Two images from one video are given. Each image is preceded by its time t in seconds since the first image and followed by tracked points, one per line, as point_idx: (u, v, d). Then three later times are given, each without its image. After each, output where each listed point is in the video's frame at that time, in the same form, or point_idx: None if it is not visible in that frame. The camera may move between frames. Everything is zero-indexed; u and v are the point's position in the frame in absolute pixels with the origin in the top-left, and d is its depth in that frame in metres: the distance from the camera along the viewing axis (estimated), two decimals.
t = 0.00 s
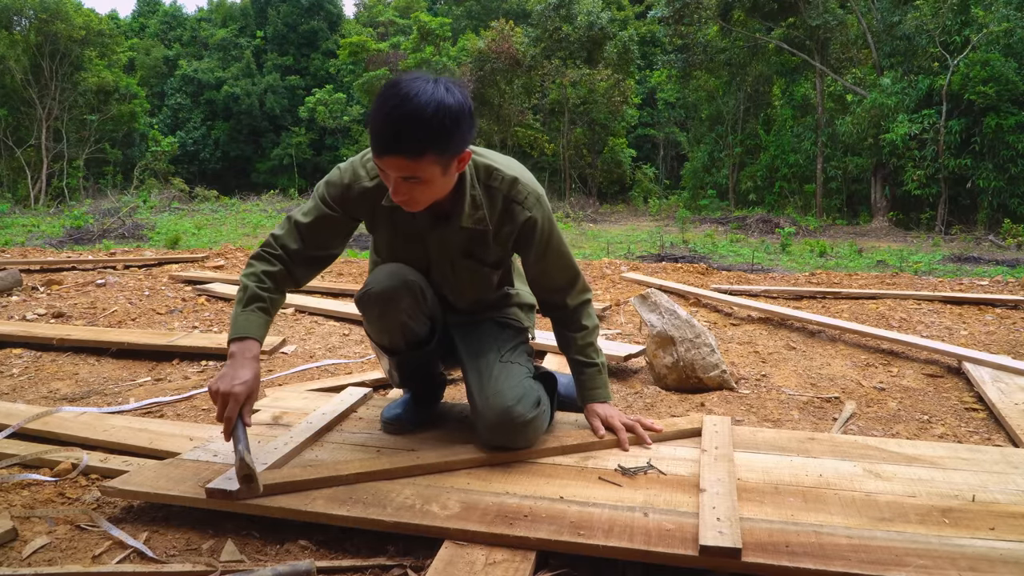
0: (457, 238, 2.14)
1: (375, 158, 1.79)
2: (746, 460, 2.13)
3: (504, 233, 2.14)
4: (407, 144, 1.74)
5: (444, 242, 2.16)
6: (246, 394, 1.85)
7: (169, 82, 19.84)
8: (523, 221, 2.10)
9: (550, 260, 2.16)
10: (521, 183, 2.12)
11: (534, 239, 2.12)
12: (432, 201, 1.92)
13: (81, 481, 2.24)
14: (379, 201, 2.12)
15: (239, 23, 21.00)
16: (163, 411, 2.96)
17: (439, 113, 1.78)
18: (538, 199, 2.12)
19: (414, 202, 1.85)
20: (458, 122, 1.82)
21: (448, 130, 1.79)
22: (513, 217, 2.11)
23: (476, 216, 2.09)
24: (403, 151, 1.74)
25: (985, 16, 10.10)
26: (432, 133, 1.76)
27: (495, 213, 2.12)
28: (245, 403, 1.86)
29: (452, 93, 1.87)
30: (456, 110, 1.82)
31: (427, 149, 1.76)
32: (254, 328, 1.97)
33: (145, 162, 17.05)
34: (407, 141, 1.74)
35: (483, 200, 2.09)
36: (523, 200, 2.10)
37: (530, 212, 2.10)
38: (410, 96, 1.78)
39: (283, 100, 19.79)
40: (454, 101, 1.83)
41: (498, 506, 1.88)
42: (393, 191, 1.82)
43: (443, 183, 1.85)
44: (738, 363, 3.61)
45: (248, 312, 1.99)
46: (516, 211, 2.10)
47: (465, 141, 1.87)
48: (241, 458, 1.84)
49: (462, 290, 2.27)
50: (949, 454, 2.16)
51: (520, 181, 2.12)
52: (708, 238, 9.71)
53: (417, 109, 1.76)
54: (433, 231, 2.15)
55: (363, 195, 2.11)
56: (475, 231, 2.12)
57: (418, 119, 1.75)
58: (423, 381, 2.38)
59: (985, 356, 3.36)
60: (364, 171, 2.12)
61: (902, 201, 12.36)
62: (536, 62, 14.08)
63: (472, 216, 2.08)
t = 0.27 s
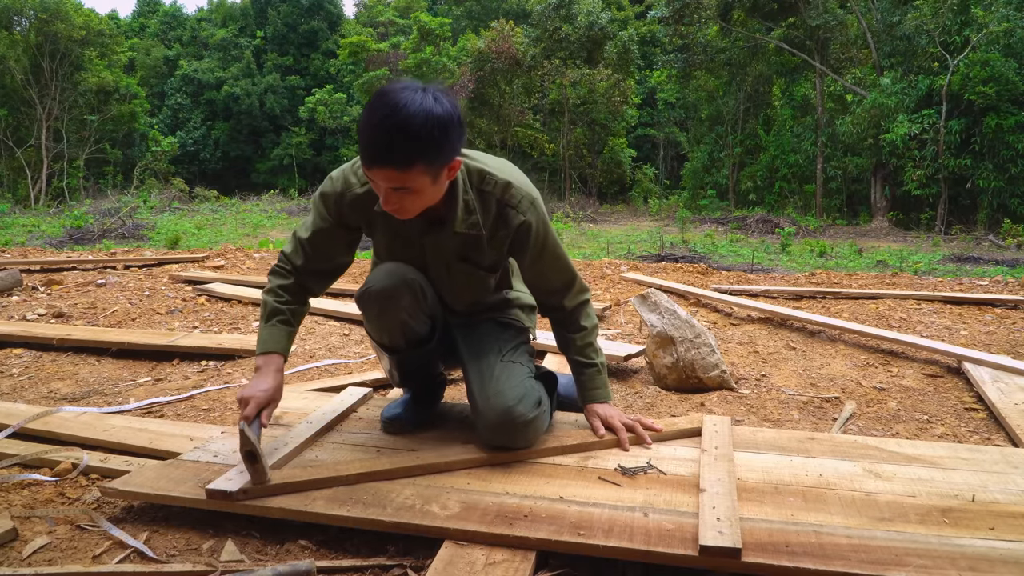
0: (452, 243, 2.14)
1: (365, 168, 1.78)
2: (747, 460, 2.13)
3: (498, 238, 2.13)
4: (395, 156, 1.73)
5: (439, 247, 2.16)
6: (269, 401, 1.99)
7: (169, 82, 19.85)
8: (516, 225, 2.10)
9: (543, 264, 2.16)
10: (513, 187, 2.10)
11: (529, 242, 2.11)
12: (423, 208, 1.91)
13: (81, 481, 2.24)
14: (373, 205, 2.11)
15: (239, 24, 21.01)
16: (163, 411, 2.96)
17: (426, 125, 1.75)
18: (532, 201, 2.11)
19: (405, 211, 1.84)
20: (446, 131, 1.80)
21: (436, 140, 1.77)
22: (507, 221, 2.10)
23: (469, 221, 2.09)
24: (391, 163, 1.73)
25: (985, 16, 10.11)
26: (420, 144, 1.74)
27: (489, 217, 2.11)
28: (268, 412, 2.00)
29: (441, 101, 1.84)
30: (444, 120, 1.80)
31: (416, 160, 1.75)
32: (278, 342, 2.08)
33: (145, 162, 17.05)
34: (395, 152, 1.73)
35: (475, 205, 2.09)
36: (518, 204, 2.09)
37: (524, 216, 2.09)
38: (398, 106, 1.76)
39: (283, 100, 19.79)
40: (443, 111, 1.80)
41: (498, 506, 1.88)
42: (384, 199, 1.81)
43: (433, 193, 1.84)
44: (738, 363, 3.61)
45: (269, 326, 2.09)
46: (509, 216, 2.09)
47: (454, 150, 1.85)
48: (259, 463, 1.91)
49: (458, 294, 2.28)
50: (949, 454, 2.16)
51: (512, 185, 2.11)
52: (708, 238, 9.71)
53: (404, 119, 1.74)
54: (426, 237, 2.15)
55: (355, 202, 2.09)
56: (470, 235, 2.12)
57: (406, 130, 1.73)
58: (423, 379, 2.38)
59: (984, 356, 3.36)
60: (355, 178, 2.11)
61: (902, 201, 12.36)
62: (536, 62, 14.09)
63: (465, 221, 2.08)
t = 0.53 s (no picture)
0: (447, 246, 2.15)
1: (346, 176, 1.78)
2: (747, 460, 2.13)
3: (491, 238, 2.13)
4: (373, 161, 1.73)
5: (435, 251, 2.17)
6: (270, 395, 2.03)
7: (169, 82, 19.85)
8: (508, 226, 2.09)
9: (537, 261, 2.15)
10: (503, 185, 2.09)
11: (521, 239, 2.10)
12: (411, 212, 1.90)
13: (81, 481, 2.24)
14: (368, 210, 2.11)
15: (239, 24, 21.02)
16: (163, 411, 2.96)
17: (402, 128, 1.75)
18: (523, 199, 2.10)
19: (389, 216, 1.84)
20: (424, 133, 1.79)
21: (415, 143, 1.77)
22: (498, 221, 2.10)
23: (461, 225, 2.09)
24: (370, 169, 1.73)
25: (985, 16, 10.11)
26: (397, 147, 1.74)
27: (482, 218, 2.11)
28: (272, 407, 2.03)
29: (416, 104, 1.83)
30: (420, 123, 1.79)
31: (394, 164, 1.74)
32: (281, 344, 2.11)
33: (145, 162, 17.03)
34: (373, 157, 1.72)
35: (466, 207, 2.09)
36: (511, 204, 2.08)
37: (517, 216, 2.08)
38: (373, 112, 1.76)
39: (283, 100, 19.80)
40: (418, 114, 1.80)
41: (498, 506, 1.88)
42: (369, 207, 1.81)
43: (417, 197, 1.83)
44: (738, 363, 3.61)
45: (272, 330, 2.12)
46: (501, 216, 2.09)
47: (435, 152, 1.84)
48: (258, 462, 1.91)
49: (455, 297, 2.28)
50: (949, 454, 2.16)
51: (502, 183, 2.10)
52: (708, 238, 9.71)
53: (379, 124, 1.74)
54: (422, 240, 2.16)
55: (349, 206, 2.10)
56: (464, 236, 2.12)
57: (382, 134, 1.73)
58: (423, 379, 2.38)
59: (985, 356, 3.36)
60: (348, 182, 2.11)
61: (902, 202, 12.36)
62: (536, 62, 14.11)
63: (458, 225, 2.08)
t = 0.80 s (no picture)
0: (427, 243, 2.09)
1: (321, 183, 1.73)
2: (747, 460, 2.13)
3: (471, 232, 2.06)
4: (346, 169, 1.67)
5: (415, 249, 2.11)
6: (269, 415, 2.04)
7: (169, 82, 19.85)
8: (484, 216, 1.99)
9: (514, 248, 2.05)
10: (480, 171, 2.02)
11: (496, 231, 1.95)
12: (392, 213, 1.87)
13: (81, 481, 2.24)
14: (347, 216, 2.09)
15: (239, 23, 21.04)
16: (163, 410, 2.96)
17: (372, 132, 1.68)
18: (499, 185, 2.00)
19: (372, 219, 1.81)
20: (396, 134, 1.73)
21: (387, 147, 1.70)
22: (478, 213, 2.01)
23: (443, 220, 2.04)
24: (343, 176, 1.68)
25: (985, 16, 10.11)
26: (368, 153, 1.68)
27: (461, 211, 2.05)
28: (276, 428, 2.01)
29: (385, 101, 1.76)
30: (392, 123, 1.73)
31: (369, 170, 1.69)
32: (299, 370, 2.12)
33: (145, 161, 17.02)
34: (345, 166, 1.67)
35: (447, 200, 2.04)
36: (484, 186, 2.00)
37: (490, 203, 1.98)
38: (341, 117, 1.69)
39: (283, 100, 19.80)
40: (389, 115, 1.73)
41: (498, 505, 1.88)
42: (348, 212, 1.78)
43: (396, 199, 1.79)
44: (738, 363, 3.61)
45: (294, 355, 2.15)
46: (479, 206, 2.00)
47: (410, 152, 1.78)
48: (213, 469, 1.87)
49: (441, 296, 2.24)
50: (950, 454, 2.16)
51: (480, 169, 2.02)
52: (708, 238, 9.72)
53: (348, 130, 1.68)
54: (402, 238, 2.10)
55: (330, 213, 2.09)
56: (446, 230, 2.06)
57: (350, 141, 1.67)
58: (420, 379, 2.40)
59: (984, 356, 3.36)
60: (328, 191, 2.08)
61: (902, 202, 12.36)
62: (536, 62, 14.11)
63: (439, 220, 2.04)
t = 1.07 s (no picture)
0: (404, 231, 2.02)
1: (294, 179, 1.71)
2: (747, 460, 2.13)
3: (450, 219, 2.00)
4: (319, 163, 1.64)
5: (393, 239, 2.04)
6: (258, 436, 2.04)
7: (169, 82, 19.85)
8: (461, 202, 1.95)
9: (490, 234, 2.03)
10: (457, 155, 1.97)
11: (472, 216, 1.94)
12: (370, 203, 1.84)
13: (81, 481, 2.24)
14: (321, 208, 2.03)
15: (239, 24, 21.06)
16: (163, 411, 2.96)
17: (341, 124, 1.65)
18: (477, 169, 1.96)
19: (348, 211, 1.79)
20: (368, 124, 1.69)
21: (358, 137, 1.67)
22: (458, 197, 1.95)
23: (421, 206, 1.97)
24: (317, 172, 1.65)
25: (985, 16, 10.11)
26: (341, 147, 1.65)
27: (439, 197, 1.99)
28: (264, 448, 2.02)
29: (354, 89, 1.71)
30: (361, 112, 1.68)
31: (342, 164, 1.66)
32: (286, 383, 2.10)
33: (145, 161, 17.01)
34: (318, 161, 1.64)
35: (425, 187, 1.97)
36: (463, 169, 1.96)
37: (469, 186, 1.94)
38: (309, 109, 1.65)
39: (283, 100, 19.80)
40: (357, 104, 1.68)
41: (498, 506, 1.88)
42: (326, 208, 1.77)
43: (372, 190, 1.77)
44: (738, 363, 3.61)
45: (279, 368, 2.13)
46: (456, 191, 1.95)
47: (383, 140, 1.75)
48: (201, 505, 1.85)
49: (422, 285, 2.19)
50: (950, 454, 2.16)
51: (457, 152, 1.97)
52: (708, 238, 9.71)
53: (318, 123, 1.64)
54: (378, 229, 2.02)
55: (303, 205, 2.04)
56: (424, 217, 2.00)
57: (322, 135, 1.64)
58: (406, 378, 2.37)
59: (984, 356, 3.36)
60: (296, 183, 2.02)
61: (902, 201, 12.35)
62: (536, 62, 14.12)
63: (417, 208, 1.97)
